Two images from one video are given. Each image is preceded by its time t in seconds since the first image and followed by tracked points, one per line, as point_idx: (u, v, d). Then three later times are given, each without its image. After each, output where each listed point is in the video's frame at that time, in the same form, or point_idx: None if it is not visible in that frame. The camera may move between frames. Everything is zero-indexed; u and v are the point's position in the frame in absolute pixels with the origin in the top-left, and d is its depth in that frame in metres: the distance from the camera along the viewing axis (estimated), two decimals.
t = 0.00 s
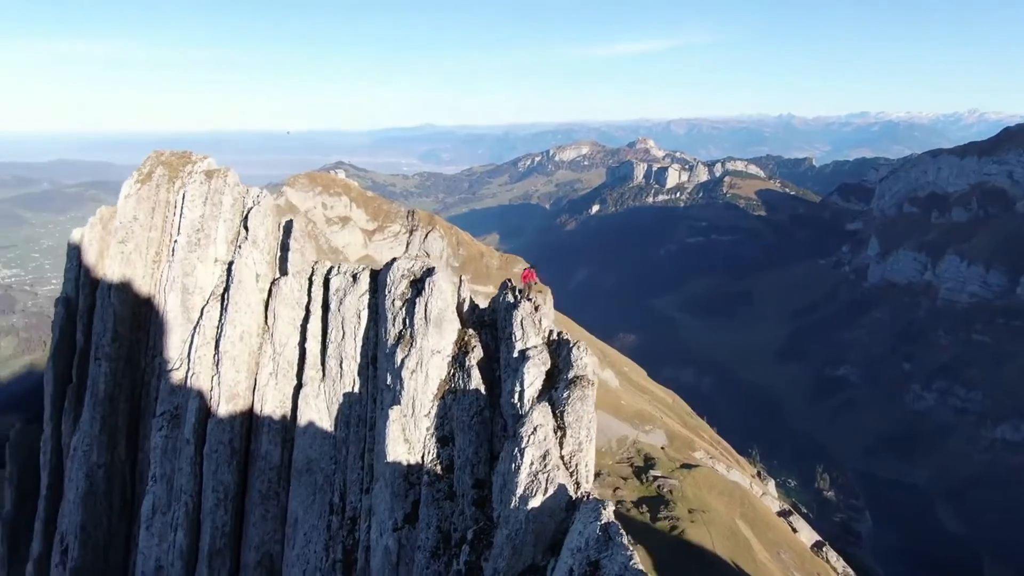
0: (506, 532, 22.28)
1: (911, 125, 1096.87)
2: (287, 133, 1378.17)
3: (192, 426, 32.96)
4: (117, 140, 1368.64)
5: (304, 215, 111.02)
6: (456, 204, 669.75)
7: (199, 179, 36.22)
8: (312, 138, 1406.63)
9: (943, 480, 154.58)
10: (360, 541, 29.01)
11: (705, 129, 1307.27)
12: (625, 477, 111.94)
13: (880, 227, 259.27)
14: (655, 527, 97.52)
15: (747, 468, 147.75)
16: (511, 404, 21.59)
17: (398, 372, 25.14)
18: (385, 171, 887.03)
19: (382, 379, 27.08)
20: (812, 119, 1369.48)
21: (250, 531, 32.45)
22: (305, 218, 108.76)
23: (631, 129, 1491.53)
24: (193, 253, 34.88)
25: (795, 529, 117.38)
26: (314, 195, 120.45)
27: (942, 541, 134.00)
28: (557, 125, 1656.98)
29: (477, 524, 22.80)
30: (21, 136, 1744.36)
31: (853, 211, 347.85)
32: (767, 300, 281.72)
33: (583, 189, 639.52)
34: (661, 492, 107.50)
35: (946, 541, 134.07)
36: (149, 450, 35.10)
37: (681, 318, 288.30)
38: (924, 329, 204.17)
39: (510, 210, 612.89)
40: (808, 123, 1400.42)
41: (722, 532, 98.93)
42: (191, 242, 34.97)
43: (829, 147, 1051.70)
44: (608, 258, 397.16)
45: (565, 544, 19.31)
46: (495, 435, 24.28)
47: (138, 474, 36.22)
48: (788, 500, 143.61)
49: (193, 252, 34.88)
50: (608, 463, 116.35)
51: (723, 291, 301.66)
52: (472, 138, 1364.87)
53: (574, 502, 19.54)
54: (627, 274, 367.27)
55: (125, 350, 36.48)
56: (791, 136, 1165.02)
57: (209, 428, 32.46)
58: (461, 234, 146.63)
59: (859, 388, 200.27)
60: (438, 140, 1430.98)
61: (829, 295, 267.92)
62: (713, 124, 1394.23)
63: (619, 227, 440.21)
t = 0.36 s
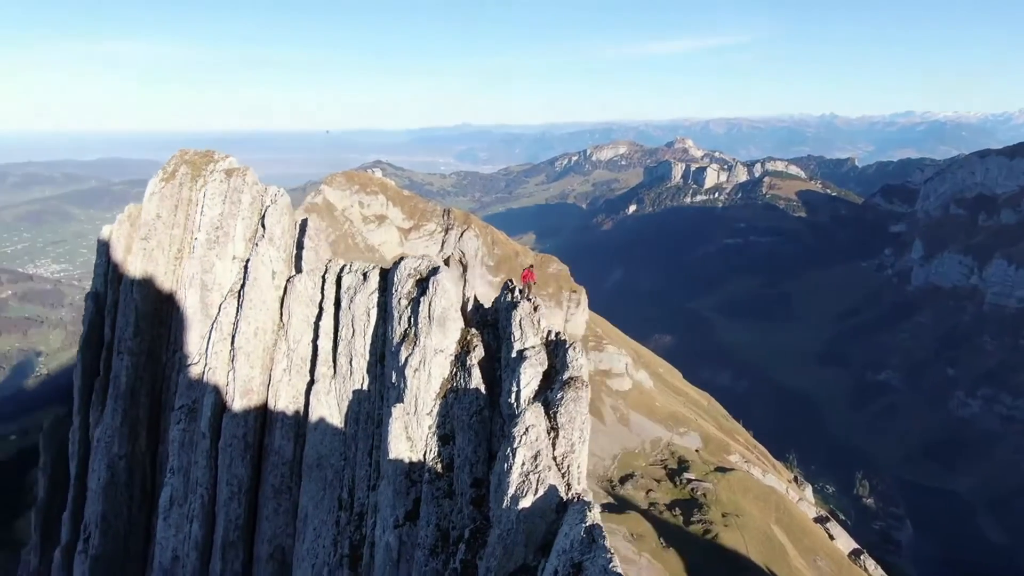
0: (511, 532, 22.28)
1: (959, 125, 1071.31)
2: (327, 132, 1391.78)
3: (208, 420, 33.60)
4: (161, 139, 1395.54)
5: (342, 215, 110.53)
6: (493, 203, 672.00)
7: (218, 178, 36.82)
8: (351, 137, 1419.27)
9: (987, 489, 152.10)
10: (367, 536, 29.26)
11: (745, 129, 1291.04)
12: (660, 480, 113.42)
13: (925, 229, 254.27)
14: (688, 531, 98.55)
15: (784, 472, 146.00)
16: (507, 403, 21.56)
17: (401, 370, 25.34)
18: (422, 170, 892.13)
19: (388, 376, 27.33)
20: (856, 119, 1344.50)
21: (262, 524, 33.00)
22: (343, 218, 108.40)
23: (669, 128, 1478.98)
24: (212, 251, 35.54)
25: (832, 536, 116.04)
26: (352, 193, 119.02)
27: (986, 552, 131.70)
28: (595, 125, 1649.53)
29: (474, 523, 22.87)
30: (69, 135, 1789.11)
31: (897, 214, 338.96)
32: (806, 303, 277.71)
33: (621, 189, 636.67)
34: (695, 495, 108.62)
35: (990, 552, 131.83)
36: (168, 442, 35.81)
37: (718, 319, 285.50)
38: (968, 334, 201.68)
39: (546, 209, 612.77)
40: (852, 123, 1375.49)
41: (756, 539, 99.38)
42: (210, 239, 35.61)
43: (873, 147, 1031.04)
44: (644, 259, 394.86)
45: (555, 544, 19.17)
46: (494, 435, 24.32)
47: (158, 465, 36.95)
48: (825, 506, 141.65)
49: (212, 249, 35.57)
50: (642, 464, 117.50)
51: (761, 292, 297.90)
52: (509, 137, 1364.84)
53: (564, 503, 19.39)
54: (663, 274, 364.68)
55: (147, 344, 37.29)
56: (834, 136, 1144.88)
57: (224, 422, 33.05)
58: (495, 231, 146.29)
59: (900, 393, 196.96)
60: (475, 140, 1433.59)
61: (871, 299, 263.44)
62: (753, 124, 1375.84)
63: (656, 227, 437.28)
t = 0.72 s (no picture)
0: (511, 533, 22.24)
1: (1012, 125, 1039.18)
2: (367, 132, 1406.25)
3: (225, 414, 34.26)
4: (205, 138, 1424.31)
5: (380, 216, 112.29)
6: (531, 203, 672.46)
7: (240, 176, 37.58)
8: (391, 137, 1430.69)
9: None
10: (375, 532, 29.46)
11: (788, 129, 1270.32)
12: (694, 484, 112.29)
13: (975, 232, 247.79)
14: (723, 535, 97.45)
15: (822, 478, 143.59)
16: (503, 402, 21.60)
17: (405, 368, 25.55)
18: (460, 169, 894.84)
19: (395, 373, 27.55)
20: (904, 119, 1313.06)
21: (277, 516, 33.47)
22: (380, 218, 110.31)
23: (710, 127, 1462.29)
24: (232, 248, 36.25)
25: (872, 545, 113.96)
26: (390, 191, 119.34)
27: None
28: (634, 124, 1637.68)
29: (471, 522, 22.98)
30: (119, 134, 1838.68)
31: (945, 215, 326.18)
32: (848, 307, 272.58)
33: (660, 189, 631.64)
34: (731, 500, 107.36)
35: None
36: (188, 434, 36.61)
37: (757, 321, 281.53)
38: (1017, 339, 198.14)
39: (584, 209, 610.95)
40: (899, 123, 1344.17)
41: (792, 546, 98.00)
42: (230, 238, 36.31)
43: (921, 147, 1005.66)
44: (683, 260, 391.13)
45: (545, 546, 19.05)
46: (493, 433, 24.33)
47: (178, 457, 37.71)
48: (865, 514, 139.07)
49: (233, 246, 36.31)
50: (678, 466, 116.33)
51: (802, 295, 292.98)
52: (548, 136, 1361.75)
53: (555, 503, 19.25)
54: (701, 275, 360.91)
55: (169, 338, 38.10)
56: (880, 136, 1119.73)
57: (241, 415, 33.64)
58: (531, 231, 146.11)
59: (945, 399, 192.67)
60: (514, 139, 1432.74)
61: (916, 302, 257.67)
62: (797, 123, 1352.85)
63: (695, 227, 432.92)
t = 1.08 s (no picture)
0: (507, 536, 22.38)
1: None
2: (406, 132, 1417.61)
3: (241, 408, 34.85)
4: (250, 137, 1450.09)
5: (418, 213, 110.71)
6: (569, 203, 671.45)
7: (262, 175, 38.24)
8: (430, 136, 1438.77)
9: None
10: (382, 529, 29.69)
11: (833, 129, 1246.55)
12: (730, 488, 110.68)
13: None
14: (760, 540, 96.10)
15: (863, 486, 140.91)
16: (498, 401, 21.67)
17: (409, 367, 25.75)
18: (499, 168, 896.86)
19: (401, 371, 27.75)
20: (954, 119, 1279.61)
21: (290, 509, 33.99)
22: (418, 215, 108.78)
23: (753, 127, 1441.93)
24: (252, 246, 36.97)
25: (914, 555, 111.32)
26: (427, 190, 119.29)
27: None
28: (675, 123, 1622.65)
29: (469, 520, 23.14)
30: (167, 133, 1881.57)
31: (995, 218, 317.59)
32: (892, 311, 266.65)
33: (700, 189, 624.71)
34: (768, 505, 105.72)
35: None
36: (207, 428, 37.25)
37: (798, 325, 276.88)
38: None
39: (623, 209, 607.57)
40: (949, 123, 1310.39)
41: (830, 553, 96.38)
42: (250, 236, 36.98)
43: (972, 148, 978.96)
44: (722, 261, 386.93)
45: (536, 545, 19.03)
46: (492, 433, 24.44)
47: (198, 450, 38.41)
48: (908, 523, 136.02)
49: (253, 244, 36.99)
50: (713, 470, 114.41)
51: (845, 298, 287.21)
52: (587, 136, 1357.03)
53: (545, 503, 19.23)
54: (741, 277, 356.11)
55: (190, 334, 38.89)
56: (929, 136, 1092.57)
57: (256, 411, 34.23)
58: (569, 231, 144.01)
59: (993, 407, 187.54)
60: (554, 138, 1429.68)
61: (964, 307, 251.22)
62: (842, 123, 1327.02)
63: (735, 228, 427.85)
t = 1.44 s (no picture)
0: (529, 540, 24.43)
1: None
2: (443, 132, 1427.35)
3: (256, 403, 35.38)
4: (290, 136, 1472.78)
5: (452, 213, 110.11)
6: (604, 203, 669.33)
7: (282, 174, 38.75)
8: (467, 136, 1445.60)
9: None
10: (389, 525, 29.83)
11: (876, 129, 1224.12)
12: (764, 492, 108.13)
13: None
14: (794, 547, 95.21)
15: (903, 494, 138.00)
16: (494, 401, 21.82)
17: (412, 367, 25.93)
18: (535, 168, 897.75)
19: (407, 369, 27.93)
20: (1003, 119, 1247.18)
21: (302, 505, 34.35)
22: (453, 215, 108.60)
23: (794, 127, 1421.75)
24: (269, 243, 37.10)
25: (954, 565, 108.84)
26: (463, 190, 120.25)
27: None
28: (713, 123, 1606.94)
29: (466, 520, 23.15)
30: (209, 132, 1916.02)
31: None
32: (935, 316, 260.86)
33: (738, 190, 617.98)
34: (802, 511, 104.18)
35: None
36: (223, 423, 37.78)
37: (838, 328, 271.72)
38: None
39: (659, 210, 603.46)
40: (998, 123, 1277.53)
41: (866, 561, 95.94)
42: (267, 234, 37.36)
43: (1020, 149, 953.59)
44: (759, 262, 382.12)
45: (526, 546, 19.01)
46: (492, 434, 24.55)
47: (215, 444, 38.95)
48: (949, 533, 133.12)
49: (270, 242, 37.09)
50: (748, 474, 111.63)
51: (886, 303, 281.09)
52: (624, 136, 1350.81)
53: (535, 504, 19.16)
54: (779, 279, 351.17)
55: (210, 331, 39.54)
56: (976, 137, 1066.87)
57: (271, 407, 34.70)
58: (603, 232, 138.72)
59: None
60: (590, 138, 1425.88)
61: (1010, 313, 244.79)
62: (886, 123, 1301.97)
63: (773, 229, 422.40)
